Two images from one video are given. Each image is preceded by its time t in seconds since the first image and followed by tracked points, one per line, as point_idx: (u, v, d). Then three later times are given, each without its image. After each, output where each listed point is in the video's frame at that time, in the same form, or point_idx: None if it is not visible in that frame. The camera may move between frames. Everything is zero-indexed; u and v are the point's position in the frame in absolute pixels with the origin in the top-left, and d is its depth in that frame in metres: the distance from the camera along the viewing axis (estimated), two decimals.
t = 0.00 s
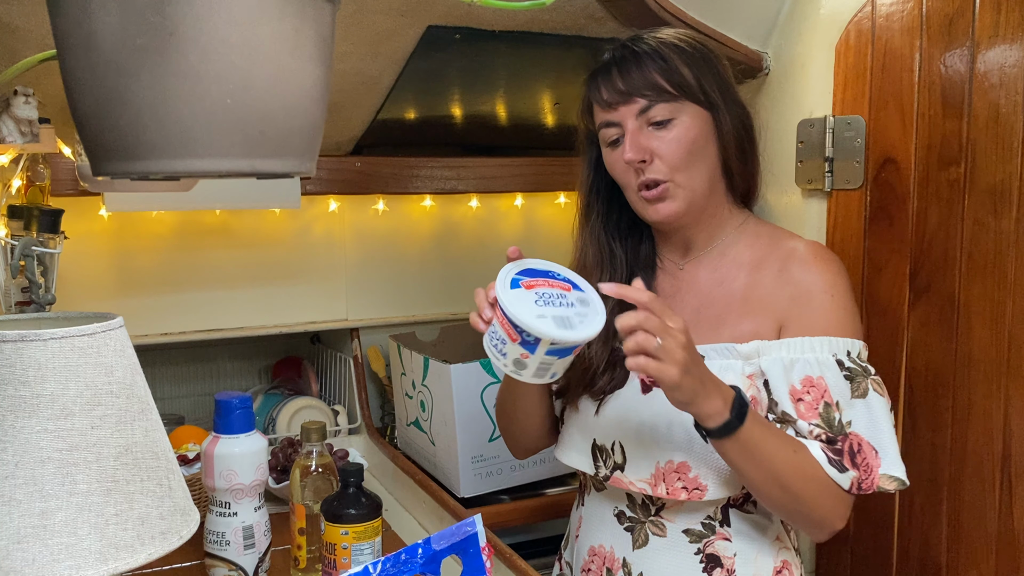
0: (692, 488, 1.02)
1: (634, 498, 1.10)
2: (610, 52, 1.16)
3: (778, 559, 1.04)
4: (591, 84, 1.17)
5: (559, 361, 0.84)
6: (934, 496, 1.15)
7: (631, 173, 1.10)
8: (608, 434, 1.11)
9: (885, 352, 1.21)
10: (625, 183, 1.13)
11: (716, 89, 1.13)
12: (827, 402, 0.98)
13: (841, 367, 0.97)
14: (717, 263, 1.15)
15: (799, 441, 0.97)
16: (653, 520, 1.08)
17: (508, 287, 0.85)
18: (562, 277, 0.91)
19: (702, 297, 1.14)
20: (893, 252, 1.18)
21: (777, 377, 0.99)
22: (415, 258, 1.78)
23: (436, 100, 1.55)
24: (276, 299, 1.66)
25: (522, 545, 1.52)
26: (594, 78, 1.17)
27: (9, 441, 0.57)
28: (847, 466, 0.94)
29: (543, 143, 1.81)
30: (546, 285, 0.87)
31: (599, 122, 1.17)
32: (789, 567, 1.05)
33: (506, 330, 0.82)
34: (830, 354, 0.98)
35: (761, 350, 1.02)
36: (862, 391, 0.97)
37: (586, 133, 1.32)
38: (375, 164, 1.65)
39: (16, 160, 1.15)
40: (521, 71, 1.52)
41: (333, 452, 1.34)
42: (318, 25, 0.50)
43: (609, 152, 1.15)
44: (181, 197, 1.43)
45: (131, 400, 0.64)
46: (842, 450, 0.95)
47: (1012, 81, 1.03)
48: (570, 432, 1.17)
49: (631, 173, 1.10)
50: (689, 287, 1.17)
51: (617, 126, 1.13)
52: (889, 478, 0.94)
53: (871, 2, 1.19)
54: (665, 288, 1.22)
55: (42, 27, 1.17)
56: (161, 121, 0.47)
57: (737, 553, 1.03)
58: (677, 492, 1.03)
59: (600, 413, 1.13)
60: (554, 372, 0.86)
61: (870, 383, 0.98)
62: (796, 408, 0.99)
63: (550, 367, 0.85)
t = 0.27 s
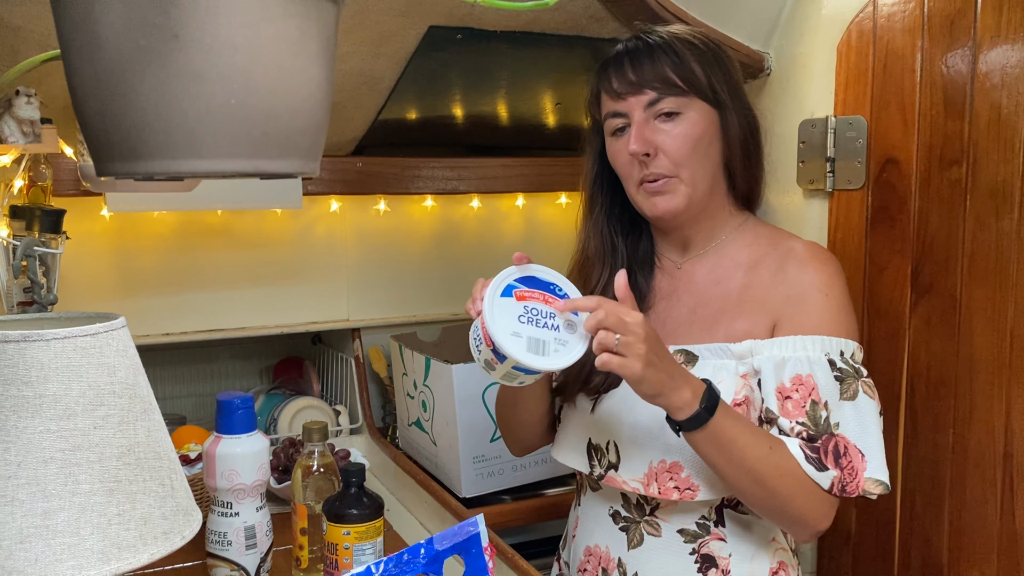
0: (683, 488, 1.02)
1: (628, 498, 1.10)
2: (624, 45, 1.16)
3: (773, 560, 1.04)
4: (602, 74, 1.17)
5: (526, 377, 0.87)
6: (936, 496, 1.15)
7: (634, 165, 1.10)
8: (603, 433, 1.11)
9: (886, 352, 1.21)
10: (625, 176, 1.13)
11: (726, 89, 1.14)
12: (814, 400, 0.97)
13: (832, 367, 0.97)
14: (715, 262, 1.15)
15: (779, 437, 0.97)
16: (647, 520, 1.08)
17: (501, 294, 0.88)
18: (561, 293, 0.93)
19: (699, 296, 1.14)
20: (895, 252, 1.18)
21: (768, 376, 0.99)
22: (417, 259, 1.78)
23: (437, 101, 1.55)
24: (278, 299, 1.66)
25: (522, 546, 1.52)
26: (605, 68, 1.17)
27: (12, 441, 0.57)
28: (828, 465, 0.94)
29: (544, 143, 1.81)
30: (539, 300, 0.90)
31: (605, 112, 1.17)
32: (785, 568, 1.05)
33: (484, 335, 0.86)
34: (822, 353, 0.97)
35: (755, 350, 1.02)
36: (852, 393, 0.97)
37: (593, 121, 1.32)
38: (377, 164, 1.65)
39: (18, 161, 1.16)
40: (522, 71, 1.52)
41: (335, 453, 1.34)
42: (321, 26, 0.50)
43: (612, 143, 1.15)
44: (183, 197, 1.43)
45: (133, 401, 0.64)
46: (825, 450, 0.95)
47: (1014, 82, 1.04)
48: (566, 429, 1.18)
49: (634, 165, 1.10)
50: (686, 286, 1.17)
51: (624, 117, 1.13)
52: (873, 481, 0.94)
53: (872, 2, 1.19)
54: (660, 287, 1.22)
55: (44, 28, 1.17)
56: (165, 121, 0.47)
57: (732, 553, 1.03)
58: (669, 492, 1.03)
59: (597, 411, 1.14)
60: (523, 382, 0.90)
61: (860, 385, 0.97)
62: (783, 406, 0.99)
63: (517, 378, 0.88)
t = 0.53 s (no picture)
0: (684, 490, 1.02)
1: (629, 499, 1.10)
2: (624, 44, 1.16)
3: (773, 561, 1.04)
4: (602, 74, 1.17)
5: (528, 375, 0.88)
6: (936, 497, 1.15)
7: (634, 165, 1.10)
8: (603, 434, 1.11)
9: (886, 352, 1.20)
10: (625, 176, 1.13)
11: (727, 89, 1.14)
12: (817, 404, 0.97)
13: (834, 370, 0.97)
14: (715, 263, 1.15)
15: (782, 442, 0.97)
16: (647, 522, 1.08)
17: (496, 295, 0.88)
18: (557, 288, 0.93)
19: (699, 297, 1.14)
20: (896, 253, 1.18)
21: (770, 380, 0.99)
22: (417, 259, 1.78)
23: (438, 101, 1.55)
24: (278, 300, 1.66)
25: (523, 546, 1.52)
26: (606, 69, 1.17)
27: (13, 441, 0.57)
28: (831, 469, 0.94)
29: (545, 143, 1.81)
30: (536, 297, 0.90)
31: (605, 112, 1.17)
32: (785, 569, 1.05)
33: (482, 336, 0.86)
34: (823, 357, 0.97)
35: (756, 352, 1.01)
36: (853, 396, 0.97)
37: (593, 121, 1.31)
38: (378, 164, 1.65)
39: (19, 162, 1.16)
40: (523, 71, 1.52)
41: (336, 453, 1.34)
42: (321, 27, 0.50)
43: (613, 142, 1.16)
44: (184, 197, 1.43)
45: (134, 401, 0.64)
46: (828, 454, 0.95)
47: (1014, 82, 1.03)
48: (567, 431, 1.18)
49: (634, 165, 1.10)
50: (686, 287, 1.17)
51: (626, 117, 1.13)
52: (877, 483, 0.95)
53: (873, 3, 1.19)
54: (661, 288, 1.22)
55: (45, 28, 1.17)
56: (165, 122, 0.47)
57: (732, 555, 1.03)
58: (669, 494, 1.03)
59: (597, 413, 1.14)
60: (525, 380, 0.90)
61: (861, 388, 0.97)
62: (785, 410, 0.99)
63: (519, 377, 0.88)
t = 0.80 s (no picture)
0: (691, 495, 1.02)
1: (633, 503, 1.10)
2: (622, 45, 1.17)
3: (778, 563, 1.04)
4: (599, 74, 1.18)
5: (534, 365, 0.87)
6: (937, 497, 1.15)
7: (632, 164, 1.10)
8: (607, 438, 1.11)
9: (887, 353, 1.20)
10: (626, 176, 1.12)
11: (725, 87, 1.13)
12: (825, 408, 0.97)
13: (840, 374, 0.97)
14: (716, 264, 1.15)
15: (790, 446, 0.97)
16: (652, 525, 1.08)
17: (496, 286, 0.88)
18: (555, 278, 0.93)
19: (700, 297, 1.14)
20: (896, 253, 1.18)
21: (777, 383, 0.99)
22: (418, 259, 1.78)
23: (438, 102, 1.55)
24: (278, 300, 1.66)
25: (523, 547, 1.52)
26: (603, 69, 1.17)
27: (12, 441, 0.57)
28: (841, 473, 0.95)
29: (546, 143, 1.81)
30: (535, 287, 0.90)
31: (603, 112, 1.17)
32: (789, 571, 1.05)
33: (485, 328, 0.86)
34: (829, 360, 0.97)
35: (761, 355, 1.01)
36: (860, 398, 0.98)
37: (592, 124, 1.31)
38: (378, 164, 1.65)
39: (19, 162, 1.16)
40: (523, 72, 1.52)
41: (336, 453, 1.34)
42: (320, 28, 0.50)
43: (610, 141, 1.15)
44: (185, 197, 1.43)
45: (133, 401, 0.64)
46: (838, 458, 0.95)
47: (1015, 82, 1.03)
48: (570, 433, 1.18)
49: (632, 164, 1.10)
50: (687, 288, 1.17)
51: (622, 116, 1.13)
52: (885, 485, 0.95)
53: (873, 3, 1.19)
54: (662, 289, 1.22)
55: (46, 28, 1.17)
56: (164, 123, 0.47)
57: (737, 557, 1.03)
58: (677, 498, 1.03)
59: (599, 418, 1.13)
60: (530, 372, 0.89)
61: (867, 390, 0.98)
62: (793, 414, 0.98)
63: (526, 367, 0.88)
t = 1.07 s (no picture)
0: (692, 496, 1.03)
1: (635, 503, 1.11)
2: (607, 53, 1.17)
3: (780, 567, 1.03)
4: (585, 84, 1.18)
5: (551, 350, 0.87)
6: (938, 498, 1.14)
7: (623, 175, 1.11)
8: (608, 438, 1.11)
9: (888, 353, 1.20)
10: (619, 184, 1.14)
11: (709, 90, 1.12)
12: (836, 415, 0.97)
13: (850, 378, 0.97)
14: (718, 264, 1.15)
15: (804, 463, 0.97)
16: (652, 526, 1.08)
17: (499, 280, 0.88)
18: (553, 265, 0.94)
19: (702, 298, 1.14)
20: (897, 253, 1.18)
21: (785, 390, 0.99)
22: (419, 259, 1.78)
23: (439, 102, 1.55)
24: (279, 300, 1.66)
25: (525, 547, 1.52)
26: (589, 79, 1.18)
27: (13, 440, 0.57)
28: (857, 482, 0.95)
29: (547, 143, 1.81)
30: (537, 275, 0.90)
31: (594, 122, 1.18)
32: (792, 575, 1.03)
33: (496, 322, 0.85)
34: (837, 365, 0.97)
35: (766, 360, 1.01)
36: (871, 400, 0.97)
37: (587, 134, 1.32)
38: (379, 164, 1.65)
39: (21, 161, 1.16)
40: (524, 72, 1.52)
41: (336, 453, 1.34)
42: (322, 27, 0.50)
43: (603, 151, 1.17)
44: (186, 197, 1.43)
45: (133, 401, 0.64)
46: (853, 465, 0.95)
47: (1017, 83, 1.04)
48: (571, 434, 1.18)
49: (623, 174, 1.11)
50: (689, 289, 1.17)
51: (609, 126, 1.14)
52: (903, 486, 0.94)
53: (874, 3, 1.19)
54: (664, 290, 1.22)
55: (47, 27, 1.17)
56: (165, 121, 0.47)
57: (737, 560, 1.02)
58: (678, 500, 1.03)
59: (602, 416, 1.13)
60: (548, 360, 0.89)
61: (878, 392, 0.97)
62: (806, 421, 0.99)
63: (544, 355, 0.87)
